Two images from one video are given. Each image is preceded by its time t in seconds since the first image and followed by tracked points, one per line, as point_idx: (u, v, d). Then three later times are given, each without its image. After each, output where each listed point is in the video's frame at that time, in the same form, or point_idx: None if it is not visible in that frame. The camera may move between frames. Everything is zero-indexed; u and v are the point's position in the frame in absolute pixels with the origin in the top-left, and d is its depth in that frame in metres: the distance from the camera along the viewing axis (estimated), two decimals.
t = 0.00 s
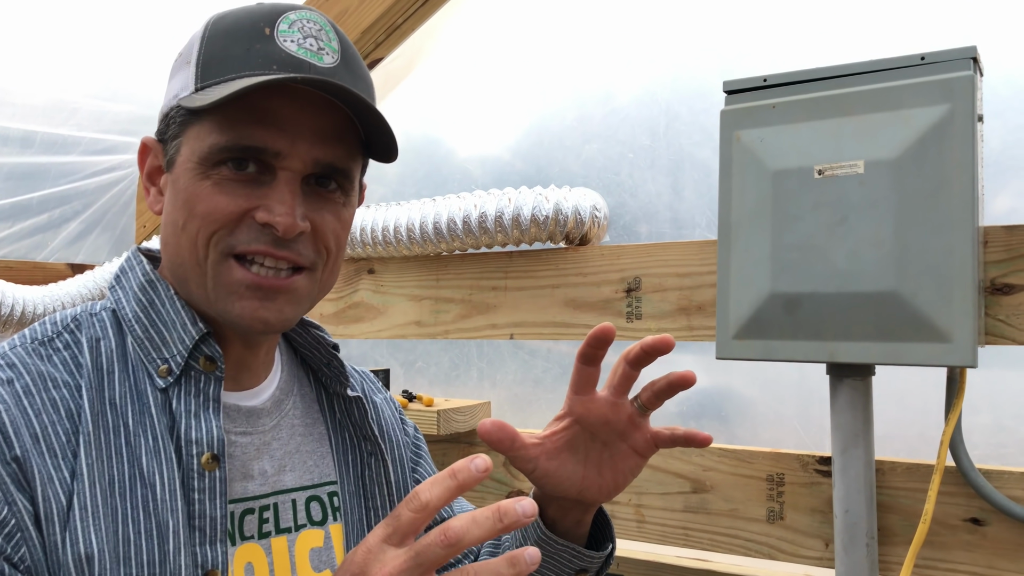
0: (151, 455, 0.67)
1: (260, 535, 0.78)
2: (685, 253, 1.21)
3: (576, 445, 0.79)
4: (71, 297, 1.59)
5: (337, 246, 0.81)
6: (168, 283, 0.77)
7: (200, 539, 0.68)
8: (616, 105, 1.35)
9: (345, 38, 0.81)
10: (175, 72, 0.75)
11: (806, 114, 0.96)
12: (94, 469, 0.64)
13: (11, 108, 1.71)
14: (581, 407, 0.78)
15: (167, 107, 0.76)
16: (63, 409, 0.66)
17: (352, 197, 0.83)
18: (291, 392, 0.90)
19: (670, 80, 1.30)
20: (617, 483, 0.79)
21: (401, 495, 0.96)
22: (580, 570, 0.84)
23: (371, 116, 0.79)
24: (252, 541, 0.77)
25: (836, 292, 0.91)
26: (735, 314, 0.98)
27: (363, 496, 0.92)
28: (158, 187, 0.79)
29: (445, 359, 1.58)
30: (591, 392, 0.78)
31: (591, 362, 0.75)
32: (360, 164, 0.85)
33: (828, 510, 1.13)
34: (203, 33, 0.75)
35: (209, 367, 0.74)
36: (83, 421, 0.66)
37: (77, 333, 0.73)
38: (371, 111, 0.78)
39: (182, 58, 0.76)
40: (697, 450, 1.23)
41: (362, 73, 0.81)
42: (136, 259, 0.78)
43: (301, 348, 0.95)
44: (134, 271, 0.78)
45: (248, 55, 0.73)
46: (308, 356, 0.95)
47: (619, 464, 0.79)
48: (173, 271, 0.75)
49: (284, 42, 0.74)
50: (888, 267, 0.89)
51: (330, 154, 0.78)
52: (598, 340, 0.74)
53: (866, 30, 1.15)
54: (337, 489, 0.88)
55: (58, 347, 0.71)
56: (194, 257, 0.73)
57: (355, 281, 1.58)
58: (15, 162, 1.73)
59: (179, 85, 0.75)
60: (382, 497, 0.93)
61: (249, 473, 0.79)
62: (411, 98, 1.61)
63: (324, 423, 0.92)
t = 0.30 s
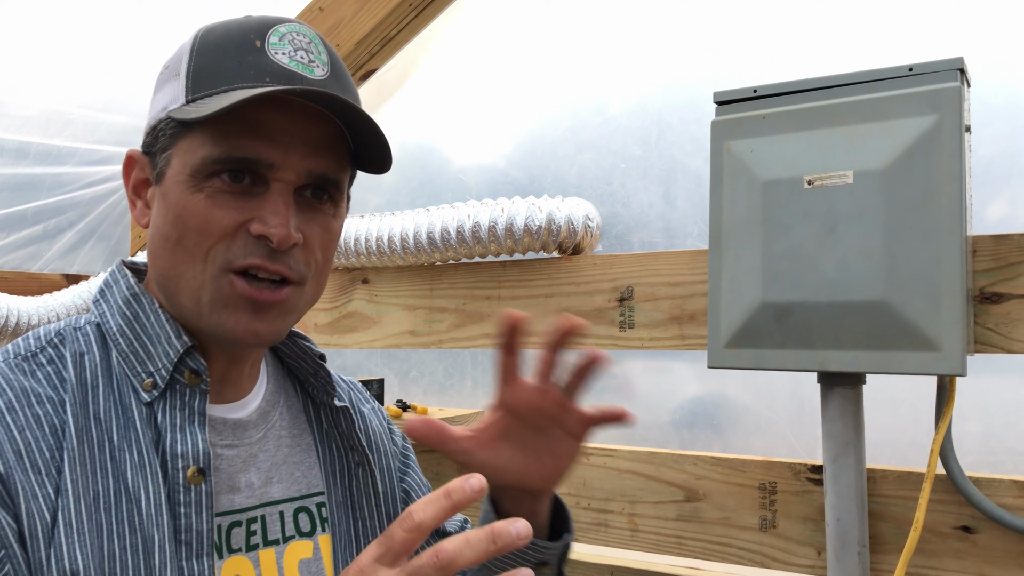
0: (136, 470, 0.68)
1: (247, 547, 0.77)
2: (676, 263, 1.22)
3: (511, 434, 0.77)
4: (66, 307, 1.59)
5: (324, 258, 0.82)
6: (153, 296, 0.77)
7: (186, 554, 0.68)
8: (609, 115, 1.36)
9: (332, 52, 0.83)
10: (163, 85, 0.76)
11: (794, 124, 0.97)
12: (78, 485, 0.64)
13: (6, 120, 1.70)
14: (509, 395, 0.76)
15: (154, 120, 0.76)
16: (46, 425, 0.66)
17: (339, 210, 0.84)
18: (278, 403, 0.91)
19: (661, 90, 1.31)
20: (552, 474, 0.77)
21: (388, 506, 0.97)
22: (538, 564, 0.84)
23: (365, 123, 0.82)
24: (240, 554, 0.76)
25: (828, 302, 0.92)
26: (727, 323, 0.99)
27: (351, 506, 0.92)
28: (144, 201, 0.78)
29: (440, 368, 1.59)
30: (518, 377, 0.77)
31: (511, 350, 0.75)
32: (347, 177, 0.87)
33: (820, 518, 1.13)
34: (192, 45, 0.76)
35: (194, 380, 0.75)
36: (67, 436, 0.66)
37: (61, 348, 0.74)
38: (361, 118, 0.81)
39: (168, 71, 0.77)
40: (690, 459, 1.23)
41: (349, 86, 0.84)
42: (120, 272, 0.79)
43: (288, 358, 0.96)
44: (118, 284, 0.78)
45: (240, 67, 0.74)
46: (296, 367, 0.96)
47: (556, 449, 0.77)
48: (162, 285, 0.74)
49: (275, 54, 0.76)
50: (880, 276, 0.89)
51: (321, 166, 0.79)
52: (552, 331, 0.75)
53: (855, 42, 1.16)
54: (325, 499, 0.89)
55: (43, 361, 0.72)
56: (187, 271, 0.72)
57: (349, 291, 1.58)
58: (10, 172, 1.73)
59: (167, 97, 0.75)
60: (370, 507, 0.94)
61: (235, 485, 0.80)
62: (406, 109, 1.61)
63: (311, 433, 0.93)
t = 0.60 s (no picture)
0: (122, 473, 0.69)
1: (235, 552, 0.78)
2: (671, 267, 1.23)
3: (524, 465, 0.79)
4: (61, 313, 1.58)
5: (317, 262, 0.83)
6: (139, 301, 0.78)
7: (174, 557, 0.69)
8: (605, 119, 1.36)
9: (323, 58, 0.86)
10: (154, 89, 0.75)
11: (788, 129, 0.97)
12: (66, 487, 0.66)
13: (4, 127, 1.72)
14: (530, 427, 0.78)
15: (145, 124, 0.75)
16: (33, 428, 0.67)
17: (331, 214, 0.85)
18: (266, 407, 0.91)
19: (656, 96, 1.32)
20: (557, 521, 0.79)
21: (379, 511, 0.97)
22: None
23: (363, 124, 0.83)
24: (227, 559, 0.77)
25: (821, 306, 0.92)
26: (722, 327, 0.99)
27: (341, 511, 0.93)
28: (132, 206, 0.78)
29: (436, 373, 1.59)
30: (542, 414, 0.78)
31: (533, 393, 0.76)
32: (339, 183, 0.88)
33: (815, 522, 1.14)
34: (185, 47, 0.76)
35: (180, 384, 0.76)
36: (54, 440, 0.68)
37: (46, 352, 0.75)
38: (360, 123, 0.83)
39: (158, 73, 0.76)
40: (685, 463, 1.23)
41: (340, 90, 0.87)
42: (104, 276, 0.80)
43: (277, 363, 0.96)
44: (104, 288, 0.79)
45: (238, 74, 0.75)
46: (284, 372, 0.96)
47: (557, 496, 0.79)
48: (156, 291, 0.74)
49: (273, 60, 0.78)
50: (876, 281, 0.90)
51: (320, 173, 0.80)
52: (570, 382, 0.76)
53: (849, 46, 1.16)
54: (314, 503, 0.89)
55: (28, 366, 0.72)
56: (186, 278, 0.72)
57: (345, 296, 1.58)
58: (8, 178, 1.74)
59: (158, 100, 0.74)
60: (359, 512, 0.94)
61: (223, 490, 0.80)
62: (402, 113, 1.61)
63: (300, 437, 0.93)
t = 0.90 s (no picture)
0: (108, 473, 0.69)
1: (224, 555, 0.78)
2: (669, 269, 1.23)
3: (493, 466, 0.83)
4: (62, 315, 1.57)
5: (302, 265, 0.83)
6: (128, 300, 0.79)
7: (160, 558, 0.70)
8: (603, 122, 1.36)
9: (311, 57, 0.84)
10: (136, 91, 0.76)
11: (784, 131, 0.97)
12: (52, 485, 0.66)
13: None
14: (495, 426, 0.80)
15: (128, 125, 0.75)
16: (20, 426, 0.68)
17: (318, 217, 0.85)
18: (258, 410, 0.91)
19: (654, 98, 1.32)
20: (521, 522, 0.84)
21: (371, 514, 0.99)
22: None
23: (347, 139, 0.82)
24: (216, 562, 0.77)
25: (817, 307, 0.92)
26: (719, 328, 1.00)
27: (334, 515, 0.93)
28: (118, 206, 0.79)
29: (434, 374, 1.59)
30: (508, 412, 0.79)
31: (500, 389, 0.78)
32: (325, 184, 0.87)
33: (812, 523, 1.14)
34: (167, 48, 0.76)
35: (169, 382, 0.76)
36: (41, 438, 0.68)
37: (35, 351, 0.76)
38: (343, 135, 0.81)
39: (142, 73, 0.76)
40: (682, 464, 1.23)
41: (326, 90, 0.85)
42: (94, 276, 0.80)
43: (271, 365, 0.97)
44: (94, 288, 0.80)
45: (216, 76, 0.75)
46: (278, 374, 0.96)
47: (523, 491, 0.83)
48: (139, 294, 0.75)
49: (253, 63, 0.77)
50: (872, 282, 0.90)
51: (301, 176, 0.80)
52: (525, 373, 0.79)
53: (846, 48, 1.17)
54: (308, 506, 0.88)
55: (16, 365, 0.73)
56: (165, 283, 0.72)
57: (344, 297, 1.59)
58: (7, 179, 1.66)
59: (141, 102, 0.75)
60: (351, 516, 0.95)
61: (214, 492, 0.80)
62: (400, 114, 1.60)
63: (293, 440, 0.93)
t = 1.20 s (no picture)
0: (104, 479, 0.70)
1: (221, 561, 0.78)
2: (670, 271, 1.23)
3: (514, 503, 0.86)
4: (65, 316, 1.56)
5: (299, 262, 0.83)
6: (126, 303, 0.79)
7: (156, 564, 0.70)
8: (604, 124, 1.36)
9: (306, 53, 0.84)
10: (133, 89, 0.76)
11: (785, 134, 0.98)
12: (47, 492, 0.66)
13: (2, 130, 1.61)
14: (523, 466, 0.84)
15: (126, 124, 0.76)
16: (16, 432, 0.68)
17: (315, 213, 0.85)
18: (257, 415, 0.92)
19: (656, 100, 1.32)
20: (530, 566, 0.84)
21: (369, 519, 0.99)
22: None
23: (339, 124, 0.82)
24: (212, 568, 0.78)
25: (818, 309, 0.93)
26: (720, 332, 1.00)
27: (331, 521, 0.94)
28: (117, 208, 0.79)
29: (435, 376, 1.59)
30: (536, 456, 0.84)
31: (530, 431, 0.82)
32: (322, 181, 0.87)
33: (812, 525, 1.14)
34: (162, 47, 0.76)
35: (165, 388, 0.77)
36: (37, 444, 0.68)
37: (32, 355, 0.76)
38: (336, 120, 0.81)
39: (139, 75, 0.77)
40: (683, 466, 1.23)
41: (323, 85, 0.84)
42: (93, 279, 0.81)
43: (269, 370, 0.97)
44: (92, 291, 0.81)
45: (209, 68, 0.74)
46: (277, 378, 0.97)
47: (537, 542, 0.84)
48: (136, 294, 0.75)
49: (246, 55, 0.76)
50: (872, 284, 0.90)
51: (295, 167, 0.80)
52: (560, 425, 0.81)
53: (847, 49, 1.17)
54: (304, 512, 0.89)
55: (12, 368, 0.73)
56: (162, 279, 0.73)
57: (346, 299, 1.59)
58: (8, 181, 1.64)
59: (137, 101, 0.75)
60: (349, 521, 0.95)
61: (210, 497, 0.81)
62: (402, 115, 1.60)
63: (291, 445, 0.94)
